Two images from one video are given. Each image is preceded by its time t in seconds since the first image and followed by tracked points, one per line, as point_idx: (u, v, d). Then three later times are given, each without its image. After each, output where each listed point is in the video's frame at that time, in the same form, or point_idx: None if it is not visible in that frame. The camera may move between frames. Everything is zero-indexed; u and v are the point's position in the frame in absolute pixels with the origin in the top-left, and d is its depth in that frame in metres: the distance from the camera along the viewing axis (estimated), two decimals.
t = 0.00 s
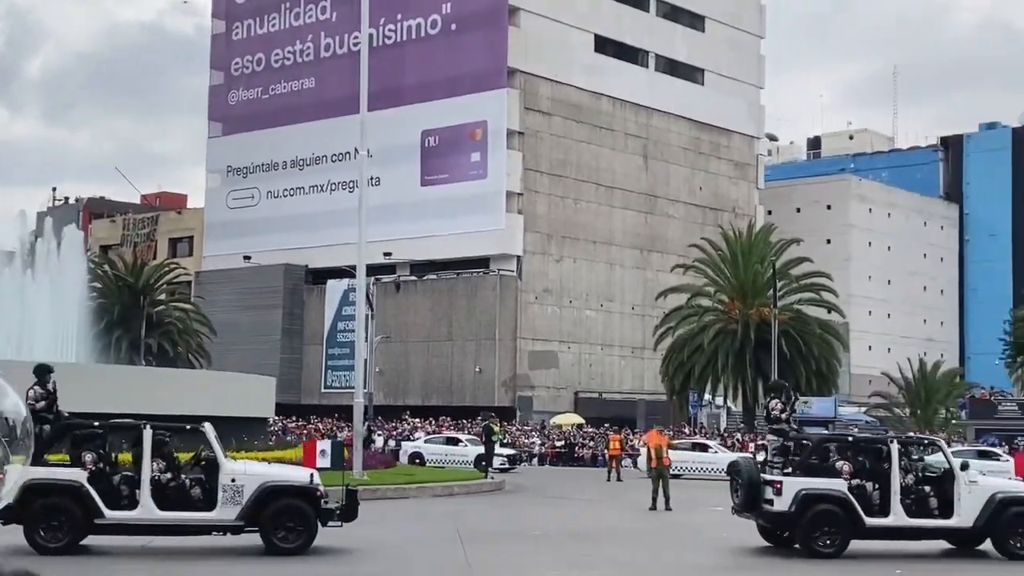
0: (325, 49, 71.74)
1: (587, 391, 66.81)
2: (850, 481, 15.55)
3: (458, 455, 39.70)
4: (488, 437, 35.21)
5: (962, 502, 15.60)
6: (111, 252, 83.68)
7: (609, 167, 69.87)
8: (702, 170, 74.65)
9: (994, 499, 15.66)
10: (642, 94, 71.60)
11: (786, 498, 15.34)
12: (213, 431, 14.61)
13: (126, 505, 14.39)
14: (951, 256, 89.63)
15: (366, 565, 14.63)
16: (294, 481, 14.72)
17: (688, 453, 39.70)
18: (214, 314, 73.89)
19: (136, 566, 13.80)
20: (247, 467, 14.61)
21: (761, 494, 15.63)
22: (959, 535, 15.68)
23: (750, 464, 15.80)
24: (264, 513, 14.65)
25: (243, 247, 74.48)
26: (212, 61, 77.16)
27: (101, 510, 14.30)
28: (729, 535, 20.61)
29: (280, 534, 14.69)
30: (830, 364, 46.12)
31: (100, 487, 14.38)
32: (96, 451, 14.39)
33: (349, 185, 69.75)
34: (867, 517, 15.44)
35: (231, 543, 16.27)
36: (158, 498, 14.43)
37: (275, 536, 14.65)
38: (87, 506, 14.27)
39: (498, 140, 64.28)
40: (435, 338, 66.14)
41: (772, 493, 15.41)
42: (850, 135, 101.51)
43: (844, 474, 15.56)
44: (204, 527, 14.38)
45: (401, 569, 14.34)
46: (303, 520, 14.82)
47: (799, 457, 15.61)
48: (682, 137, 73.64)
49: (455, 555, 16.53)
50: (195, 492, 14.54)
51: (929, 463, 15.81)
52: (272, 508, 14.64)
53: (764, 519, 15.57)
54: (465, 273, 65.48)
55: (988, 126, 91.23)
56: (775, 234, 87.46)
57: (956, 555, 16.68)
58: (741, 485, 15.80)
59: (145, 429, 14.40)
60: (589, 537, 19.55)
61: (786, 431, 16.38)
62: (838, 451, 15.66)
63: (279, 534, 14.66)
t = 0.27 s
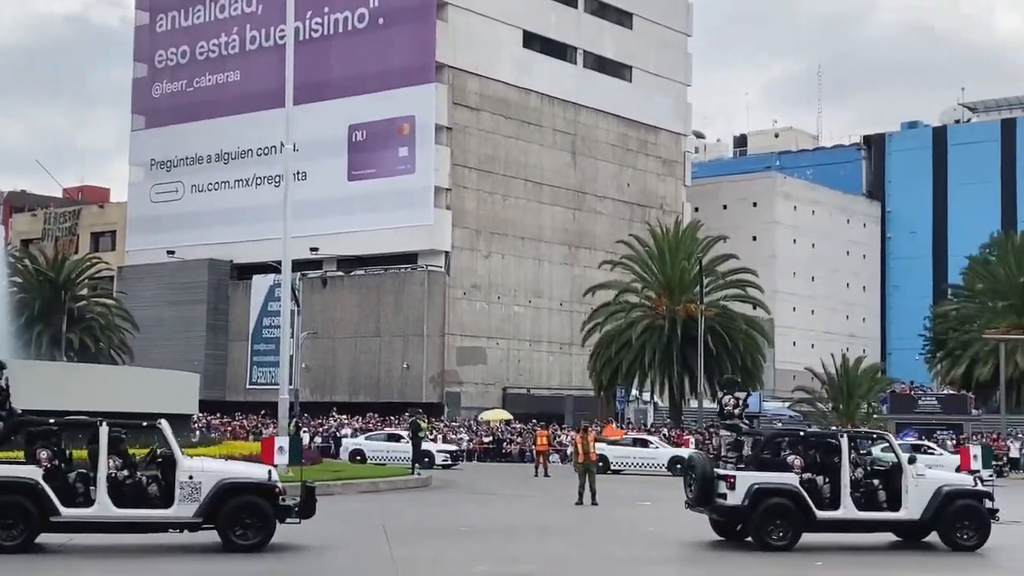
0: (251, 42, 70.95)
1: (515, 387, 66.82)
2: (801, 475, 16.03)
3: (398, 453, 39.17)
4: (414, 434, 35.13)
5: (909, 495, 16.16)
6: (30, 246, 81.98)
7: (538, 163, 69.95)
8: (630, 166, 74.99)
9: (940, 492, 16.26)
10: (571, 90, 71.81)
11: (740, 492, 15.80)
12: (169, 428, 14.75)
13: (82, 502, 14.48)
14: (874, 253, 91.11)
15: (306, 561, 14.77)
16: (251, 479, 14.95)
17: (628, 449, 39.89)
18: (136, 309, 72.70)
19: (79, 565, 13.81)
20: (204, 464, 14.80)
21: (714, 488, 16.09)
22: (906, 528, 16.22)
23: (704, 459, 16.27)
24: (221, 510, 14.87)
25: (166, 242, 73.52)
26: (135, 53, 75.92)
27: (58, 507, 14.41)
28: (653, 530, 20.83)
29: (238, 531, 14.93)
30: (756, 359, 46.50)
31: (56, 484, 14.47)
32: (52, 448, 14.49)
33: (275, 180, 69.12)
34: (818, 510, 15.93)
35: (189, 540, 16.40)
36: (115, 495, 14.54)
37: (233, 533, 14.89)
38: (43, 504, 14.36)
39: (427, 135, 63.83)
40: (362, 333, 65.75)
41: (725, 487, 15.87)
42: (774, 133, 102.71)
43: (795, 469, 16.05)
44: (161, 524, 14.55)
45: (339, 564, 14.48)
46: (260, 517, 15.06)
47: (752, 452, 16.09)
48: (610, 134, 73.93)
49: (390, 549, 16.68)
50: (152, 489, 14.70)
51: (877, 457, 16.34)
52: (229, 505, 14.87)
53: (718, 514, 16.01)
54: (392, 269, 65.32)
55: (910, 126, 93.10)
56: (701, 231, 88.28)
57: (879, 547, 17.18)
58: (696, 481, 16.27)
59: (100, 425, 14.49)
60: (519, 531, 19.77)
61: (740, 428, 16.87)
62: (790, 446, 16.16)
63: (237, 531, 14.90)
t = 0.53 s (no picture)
0: (177, 35, 70.04)
1: (444, 383, 66.76)
2: (755, 470, 16.68)
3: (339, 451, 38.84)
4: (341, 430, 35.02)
5: (859, 489, 16.95)
6: None
7: (467, 159, 69.88)
8: (559, 163, 75.23)
9: (890, 486, 17.09)
10: (500, 87, 71.85)
11: (695, 487, 16.43)
12: (127, 426, 14.91)
13: (39, 501, 14.57)
14: (799, 251, 92.40)
15: (244, 558, 14.88)
16: (211, 477, 15.24)
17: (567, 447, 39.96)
18: (57, 306, 71.46)
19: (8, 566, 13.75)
20: (163, 463, 15.04)
21: (670, 483, 16.76)
22: (856, 520, 17.00)
23: (660, 455, 16.88)
24: (181, 508, 15.15)
25: (89, 237, 72.38)
26: (58, 44, 74.57)
27: (15, 505, 14.44)
28: (577, 526, 21.10)
29: (197, 529, 15.25)
30: (682, 354, 46.93)
31: (14, 482, 14.52)
32: (9, 447, 14.47)
33: (201, 174, 68.32)
34: (772, 505, 16.60)
35: (143, 539, 16.64)
36: (73, 494, 14.71)
37: (193, 531, 15.21)
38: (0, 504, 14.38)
39: (354, 131, 63.78)
40: (290, 330, 65.39)
41: (681, 482, 16.48)
42: (701, 131, 103.70)
43: (749, 464, 16.68)
44: (121, 523, 14.79)
45: (276, 561, 14.61)
46: (219, 515, 15.40)
47: (707, 448, 16.69)
48: (539, 131, 74.08)
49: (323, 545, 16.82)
50: (111, 487, 14.90)
51: (827, 452, 17.08)
52: (189, 503, 15.16)
53: (674, 507, 16.65)
54: (321, 265, 64.97)
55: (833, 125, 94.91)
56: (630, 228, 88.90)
57: (802, 540, 17.67)
58: (653, 476, 16.87)
59: (59, 423, 14.55)
60: (449, 527, 19.96)
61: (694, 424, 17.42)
62: (744, 441, 16.76)
63: (197, 529, 15.23)
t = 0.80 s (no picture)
0: (106, 30, 69.00)
1: (377, 382, 66.66)
2: (715, 469, 16.84)
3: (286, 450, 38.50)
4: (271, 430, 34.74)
5: (816, 487, 17.10)
6: None
7: (400, 157, 69.72)
8: (493, 162, 75.39)
9: (846, 484, 17.23)
10: (433, 85, 71.75)
11: (656, 485, 16.57)
12: (91, 425, 14.83)
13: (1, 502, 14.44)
14: (732, 250, 93.30)
15: (175, 558, 14.74)
16: (175, 477, 15.15)
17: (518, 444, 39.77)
18: None
19: None
20: (127, 462, 14.95)
21: (630, 482, 16.88)
22: (813, 518, 17.17)
23: (621, 454, 16.98)
24: (145, 508, 15.07)
25: (17, 233, 71.30)
26: None
27: None
28: (505, 525, 21.11)
29: (162, 529, 15.19)
30: (615, 354, 47.44)
31: None
32: None
33: (131, 171, 67.46)
34: (731, 503, 16.75)
35: (72, 540, 16.41)
36: (36, 494, 14.60)
37: (158, 532, 15.16)
38: None
39: (286, 127, 63.22)
40: (221, 328, 65.12)
41: (642, 481, 16.62)
42: (635, 130, 104.27)
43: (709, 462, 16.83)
44: (84, 523, 14.70)
45: (207, 562, 14.48)
46: (184, 515, 15.33)
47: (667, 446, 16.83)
48: (472, 129, 74.18)
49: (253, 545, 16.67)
50: (74, 488, 14.82)
51: (785, 450, 17.23)
52: (153, 504, 15.08)
53: (635, 505, 16.80)
54: (252, 263, 64.66)
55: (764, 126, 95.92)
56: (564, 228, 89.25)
57: (733, 538, 17.75)
58: (613, 475, 16.97)
59: (23, 422, 14.48)
60: (380, 525, 19.87)
61: (655, 423, 17.53)
62: (703, 440, 17.00)
63: (162, 530, 15.17)
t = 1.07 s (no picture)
0: (46, 27, 68.06)
1: (320, 383, 66.39)
2: (685, 468, 17.18)
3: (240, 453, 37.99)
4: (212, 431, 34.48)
5: (783, 485, 17.46)
6: None
7: (344, 157, 69.47)
8: (438, 162, 75.38)
9: (812, 482, 17.63)
10: (377, 84, 71.54)
11: (627, 484, 16.92)
12: (65, 427, 14.80)
13: None
14: (674, 251, 93.91)
15: (119, 561, 14.56)
16: (148, 478, 15.17)
17: (474, 444, 39.41)
18: None
19: None
20: (100, 463, 14.95)
21: (601, 481, 17.27)
22: (780, 516, 17.54)
23: (592, 453, 17.37)
24: (117, 509, 15.08)
25: None
26: None
27: None
28: (450, 525, 21.15)
29: (135, 530, 15.20)
30: (559, 355, 47.58)
31: None
32: None
33: (71, 169, 66.65)
34: (700, 501, 17.09)
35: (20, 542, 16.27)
36: (9, 496, 14.51)
37: (130, 533, 15.17)
38: None
39: (230, 126, 62.54)
40: (162, 329, 64.63)
41: (613, 480, 16.97)
42: (580, 132, 104.66)
43: (678, 462, 17.17)
44: (56, 524, 14.64)
45: (154, 564, 14.37)
46: (157, 516, 15.34)
47: (638, 446, 17.16)
48: (417, 129, 74.09)
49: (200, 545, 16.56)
50: (47, 489, 14.75)
51: (753, 450, 17.57)
52: (126, 504, 15.11)
53: (606, 504, 17.17)
54: (193, 262, 64.19)
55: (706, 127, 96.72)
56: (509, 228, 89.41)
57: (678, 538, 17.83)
58: (585, 474, 17.32)
59: None
60: (326, 526, 19.77)
61: (626, 423, 17.86)
62: (673, 440, 17.25)
63: (134, 531, 15.18)
